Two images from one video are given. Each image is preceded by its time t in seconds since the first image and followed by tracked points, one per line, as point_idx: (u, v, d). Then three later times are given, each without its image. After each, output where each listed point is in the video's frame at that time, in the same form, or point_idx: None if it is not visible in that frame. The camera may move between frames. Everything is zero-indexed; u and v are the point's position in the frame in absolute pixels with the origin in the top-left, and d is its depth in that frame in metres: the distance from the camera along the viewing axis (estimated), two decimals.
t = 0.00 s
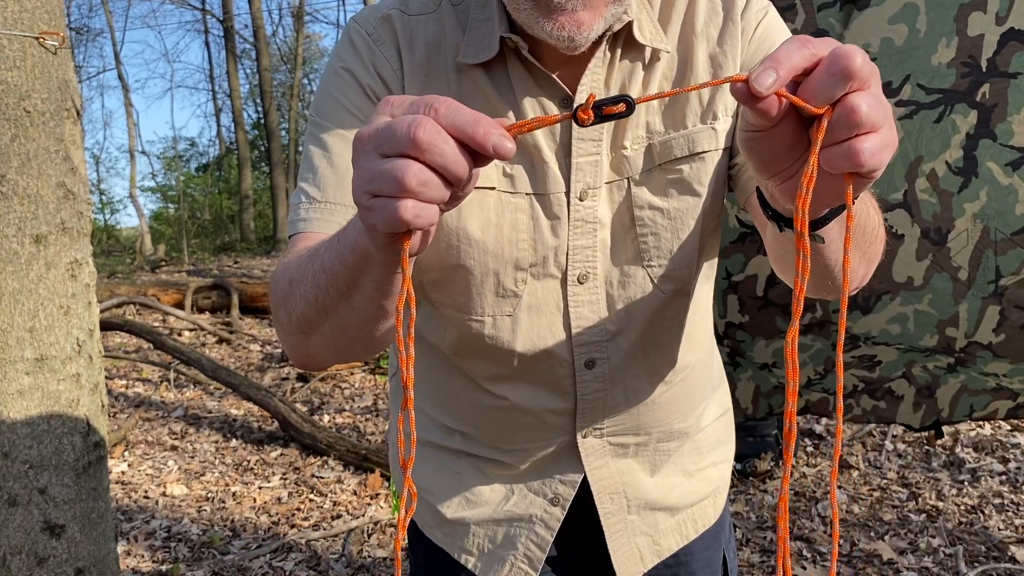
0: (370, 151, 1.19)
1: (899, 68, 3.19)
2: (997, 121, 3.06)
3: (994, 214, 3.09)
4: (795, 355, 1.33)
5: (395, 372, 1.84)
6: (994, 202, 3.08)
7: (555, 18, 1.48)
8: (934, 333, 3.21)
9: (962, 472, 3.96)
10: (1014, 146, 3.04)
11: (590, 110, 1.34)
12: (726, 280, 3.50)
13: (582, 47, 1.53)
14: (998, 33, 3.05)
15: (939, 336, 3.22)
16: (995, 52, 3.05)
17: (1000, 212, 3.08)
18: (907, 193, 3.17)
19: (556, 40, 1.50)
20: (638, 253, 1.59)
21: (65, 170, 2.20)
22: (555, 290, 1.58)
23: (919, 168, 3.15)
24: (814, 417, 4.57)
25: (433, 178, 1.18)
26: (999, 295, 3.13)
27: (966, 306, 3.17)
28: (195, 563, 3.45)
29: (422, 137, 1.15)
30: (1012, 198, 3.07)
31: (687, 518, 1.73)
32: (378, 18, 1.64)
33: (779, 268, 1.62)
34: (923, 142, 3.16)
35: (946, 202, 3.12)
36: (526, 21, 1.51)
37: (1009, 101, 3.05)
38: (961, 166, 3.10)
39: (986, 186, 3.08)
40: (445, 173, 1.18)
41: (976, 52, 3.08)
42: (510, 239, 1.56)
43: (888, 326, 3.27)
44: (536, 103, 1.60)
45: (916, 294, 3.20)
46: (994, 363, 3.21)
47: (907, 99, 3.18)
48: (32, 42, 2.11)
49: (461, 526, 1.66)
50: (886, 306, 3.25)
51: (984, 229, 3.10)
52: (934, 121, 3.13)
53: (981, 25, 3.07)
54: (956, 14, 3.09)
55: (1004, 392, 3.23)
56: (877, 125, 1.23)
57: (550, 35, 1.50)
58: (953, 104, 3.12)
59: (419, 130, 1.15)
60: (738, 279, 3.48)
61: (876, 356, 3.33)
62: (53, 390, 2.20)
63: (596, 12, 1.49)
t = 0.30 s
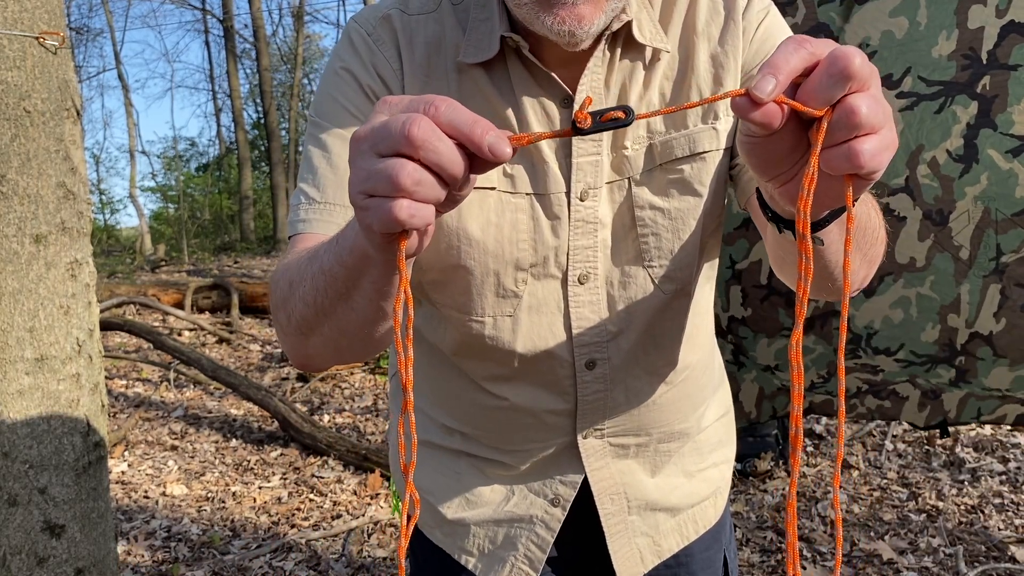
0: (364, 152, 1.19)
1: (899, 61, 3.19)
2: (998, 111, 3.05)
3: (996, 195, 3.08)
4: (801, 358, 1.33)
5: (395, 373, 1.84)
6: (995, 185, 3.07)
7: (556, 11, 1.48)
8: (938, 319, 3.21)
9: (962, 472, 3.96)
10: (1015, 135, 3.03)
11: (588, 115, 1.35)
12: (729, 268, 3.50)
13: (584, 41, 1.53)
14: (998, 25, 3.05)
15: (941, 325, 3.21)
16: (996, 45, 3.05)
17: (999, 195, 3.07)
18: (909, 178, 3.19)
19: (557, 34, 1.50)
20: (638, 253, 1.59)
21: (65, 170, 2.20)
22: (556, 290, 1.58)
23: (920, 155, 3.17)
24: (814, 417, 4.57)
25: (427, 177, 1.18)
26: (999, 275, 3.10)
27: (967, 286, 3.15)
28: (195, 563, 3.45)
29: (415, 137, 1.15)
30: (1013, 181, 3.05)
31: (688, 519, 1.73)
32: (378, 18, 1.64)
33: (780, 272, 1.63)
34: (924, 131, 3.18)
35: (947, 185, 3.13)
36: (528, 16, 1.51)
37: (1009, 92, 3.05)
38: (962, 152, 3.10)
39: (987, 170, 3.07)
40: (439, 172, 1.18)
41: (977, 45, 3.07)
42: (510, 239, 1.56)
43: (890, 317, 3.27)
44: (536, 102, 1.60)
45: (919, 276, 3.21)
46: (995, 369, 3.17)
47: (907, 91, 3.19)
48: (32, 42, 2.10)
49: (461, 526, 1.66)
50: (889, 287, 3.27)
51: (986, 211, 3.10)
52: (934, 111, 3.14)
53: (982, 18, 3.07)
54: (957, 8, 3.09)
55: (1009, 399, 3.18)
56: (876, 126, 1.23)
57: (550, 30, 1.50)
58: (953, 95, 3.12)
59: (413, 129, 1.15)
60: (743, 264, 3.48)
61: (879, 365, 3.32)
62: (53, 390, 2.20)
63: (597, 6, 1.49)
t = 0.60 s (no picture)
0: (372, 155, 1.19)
1: (900, 59, 3.17)
2: (999, 112, 3.05)
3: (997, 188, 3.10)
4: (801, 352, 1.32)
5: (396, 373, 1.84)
6: (996, 177, 3.08)
7: (554, 17, 1.48)
8: (942, 310, 3.22)
9: (962, 472, 3.96)
10: (1016, 132, 3.04)
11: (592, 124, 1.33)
12: (737, 257, 3.52)
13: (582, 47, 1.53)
14: (999, 22, 3.01)
15: (945, 317, 3.22)
16: (996, 44, 3.02)
17: (1001, 187, 3.08)
18: (913, 164, 3.19)
19: (555, 39, 1.50)
20: (641, 253, 1.59)
21: (65, 170, 2.20)
22: (558, 291, 1.58)
23: (923, 145, 3.17)
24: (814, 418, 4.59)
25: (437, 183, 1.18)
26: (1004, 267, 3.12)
27: (970, 275, 3.17)
28: (195, 563, 3.45)
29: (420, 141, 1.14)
30: (1015, 174, 3.06)
31: (689, 519, 1.73)
32: (379, 17, 1.64)
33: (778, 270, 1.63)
34: (926, 123, 3.18)
35: (950, 175, 3.14)
36: (526, 18, 1.51)
37: (1010, 95, 3.05)
38: (965, 144, 3.11)
39: (989, 161, 3.09)
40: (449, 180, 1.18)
41: (977, 44, 3.06)
42: (512, 239, 1.56)
43: (895, 303, 3.27)
44: (537, 102, 1.59)
45: (922, 269, 3.22)
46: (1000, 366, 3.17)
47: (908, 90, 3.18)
48: (32, 42, 2.10)
49: (462, 527, 1.66)
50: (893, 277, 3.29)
51: (988, 204, 3.12)
52: (936, 107, 3.14)
53: (983, 15, 3.03)
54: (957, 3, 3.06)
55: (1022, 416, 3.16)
56: (873, 117, 1.23)
57: (549, 34, 1.50)
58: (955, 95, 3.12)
59: (416, 131, 1.14)
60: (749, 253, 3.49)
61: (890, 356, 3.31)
62: (53, 390, 2.19)
63: (595, 11, 1.50)
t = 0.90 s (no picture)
0: (463, 176, 1.13)
1: (900, 66, 3.20)
2: (999, 121, 2.96)
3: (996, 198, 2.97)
4: (767, 344, 1.32)
5: (396, 373, 1.83)
6: (996, 189, 2.96)
7: (557, 12, 1.48)
8: (937, 330, 3.14)
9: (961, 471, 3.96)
10: (1016, 145, 2.92)
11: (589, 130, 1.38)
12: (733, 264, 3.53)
13: (584, 41, 1.53)
14: (998, 30, 2.96)
15: (940, 337, 3.14)
16: (996, 52, 2.96)
17: (1003, 197, 2.95)
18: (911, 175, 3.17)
19: (557, 34, 1.50)
20: (641, 253, 1.59)
21: (65, 170, 2.20)
22: (559, 291, 1.58)
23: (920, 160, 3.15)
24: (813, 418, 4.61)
25: (556, 187, 1.13)
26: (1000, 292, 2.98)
27: (967, 290, 3.06)
28: (195, 563, 3.45)
29: (535, 157, 1.13)
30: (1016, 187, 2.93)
31: (689, 519, 1.73)
32: (380, 17, 1.65)
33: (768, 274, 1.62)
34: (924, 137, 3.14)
35: (949, 187, 3.07)
36: (528, 14, 1.50)
37: (1010, 103, 2.95)
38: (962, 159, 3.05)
39: (988, 174, 2.98)
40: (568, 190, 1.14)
41: (976, 52, 3.01)
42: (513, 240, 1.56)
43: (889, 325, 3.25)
44: (537, 103, 1.60)
45: (920, 283, 3.17)
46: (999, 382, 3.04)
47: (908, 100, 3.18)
48: (32, 42, 2.10)
49: (462, 527, 1.66)
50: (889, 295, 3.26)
51: (987, 215, 3.00)
52: (934, 121, 3.10)
53: (983, 22, 2.99)
54: (957, 12, 3.05)
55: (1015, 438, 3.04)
56: (847, 107, 1.23)
57: (551, 29, 1.50)
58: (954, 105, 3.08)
59: (529, 148, 1.13)
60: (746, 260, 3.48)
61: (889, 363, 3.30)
62: (53, 390, 2.19)
63: (597, 6, 1.48)
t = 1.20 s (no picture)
0: (450, 135, 1.21)
1: (899, 73, 3.09)
2: (1000, 129, 2.92)
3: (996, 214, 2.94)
4: (774, 388, 1.35)
5: (396, 373, 1.83)
6: (997, 206, 2.93)
7: (558, 8, 1.48)
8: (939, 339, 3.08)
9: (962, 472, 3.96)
10: (1018, 153, 2.90)
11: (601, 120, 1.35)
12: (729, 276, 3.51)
13: (585, 38, 1.52)
14: (1000, 38, 2.92)
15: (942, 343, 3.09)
16: (997, 61, 2.93)
17: (1002, 217, 2.93)
18: (910, 193, 3.09)
19: (558, 30, 1.50)
20: (642, 254, 1.59)
21: (65, 170, 2.20)
22: (560, 291, 1.57)
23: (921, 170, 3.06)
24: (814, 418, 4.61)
25: (524, 156, 1.17)
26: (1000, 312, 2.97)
27: (968, 308, 3.02)
28: (195, 564, 3.45)
29: (521, 126, 1.21)
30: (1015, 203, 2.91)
31: (690, 520, 1.73)
32: (382, 17, 1.65)
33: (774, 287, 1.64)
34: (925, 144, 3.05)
35: (949, 204, 3.01)
36: (530, 13, 1.51)
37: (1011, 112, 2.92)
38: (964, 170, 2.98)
39: (989, 189, 2.95)
40: (534, 168, 1.18)
41: (978, 59, 2.96)
42: (514, 240, 1.56)
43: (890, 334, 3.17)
44: (538, 102, 1.61)
45: (919, 299, 3.09)
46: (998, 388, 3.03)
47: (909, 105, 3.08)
48: (32, 42, 2.10)
49: (462, 527, 1.66)
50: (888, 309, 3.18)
51: (987, 233, 2.96)
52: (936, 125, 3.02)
53: (983, 30, 2.94)
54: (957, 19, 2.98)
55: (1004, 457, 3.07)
56: (859, 159, 1.24)
57: (552, 26, 1.50)
58: (955, 113, 3.02)
59: (517, 120, 1.22)
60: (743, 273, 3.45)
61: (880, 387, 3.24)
62: (53, 390, 2.19)
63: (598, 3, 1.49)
